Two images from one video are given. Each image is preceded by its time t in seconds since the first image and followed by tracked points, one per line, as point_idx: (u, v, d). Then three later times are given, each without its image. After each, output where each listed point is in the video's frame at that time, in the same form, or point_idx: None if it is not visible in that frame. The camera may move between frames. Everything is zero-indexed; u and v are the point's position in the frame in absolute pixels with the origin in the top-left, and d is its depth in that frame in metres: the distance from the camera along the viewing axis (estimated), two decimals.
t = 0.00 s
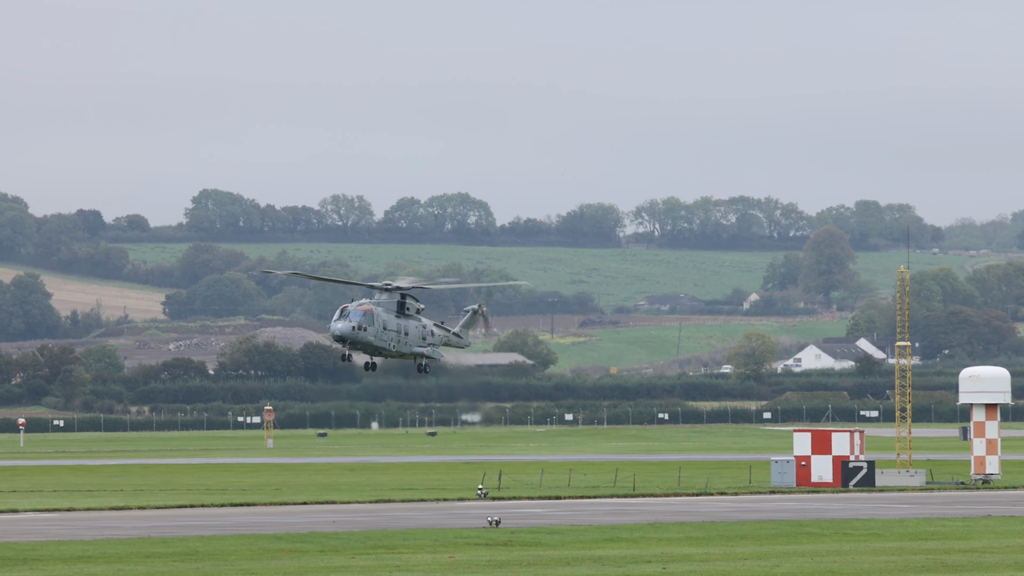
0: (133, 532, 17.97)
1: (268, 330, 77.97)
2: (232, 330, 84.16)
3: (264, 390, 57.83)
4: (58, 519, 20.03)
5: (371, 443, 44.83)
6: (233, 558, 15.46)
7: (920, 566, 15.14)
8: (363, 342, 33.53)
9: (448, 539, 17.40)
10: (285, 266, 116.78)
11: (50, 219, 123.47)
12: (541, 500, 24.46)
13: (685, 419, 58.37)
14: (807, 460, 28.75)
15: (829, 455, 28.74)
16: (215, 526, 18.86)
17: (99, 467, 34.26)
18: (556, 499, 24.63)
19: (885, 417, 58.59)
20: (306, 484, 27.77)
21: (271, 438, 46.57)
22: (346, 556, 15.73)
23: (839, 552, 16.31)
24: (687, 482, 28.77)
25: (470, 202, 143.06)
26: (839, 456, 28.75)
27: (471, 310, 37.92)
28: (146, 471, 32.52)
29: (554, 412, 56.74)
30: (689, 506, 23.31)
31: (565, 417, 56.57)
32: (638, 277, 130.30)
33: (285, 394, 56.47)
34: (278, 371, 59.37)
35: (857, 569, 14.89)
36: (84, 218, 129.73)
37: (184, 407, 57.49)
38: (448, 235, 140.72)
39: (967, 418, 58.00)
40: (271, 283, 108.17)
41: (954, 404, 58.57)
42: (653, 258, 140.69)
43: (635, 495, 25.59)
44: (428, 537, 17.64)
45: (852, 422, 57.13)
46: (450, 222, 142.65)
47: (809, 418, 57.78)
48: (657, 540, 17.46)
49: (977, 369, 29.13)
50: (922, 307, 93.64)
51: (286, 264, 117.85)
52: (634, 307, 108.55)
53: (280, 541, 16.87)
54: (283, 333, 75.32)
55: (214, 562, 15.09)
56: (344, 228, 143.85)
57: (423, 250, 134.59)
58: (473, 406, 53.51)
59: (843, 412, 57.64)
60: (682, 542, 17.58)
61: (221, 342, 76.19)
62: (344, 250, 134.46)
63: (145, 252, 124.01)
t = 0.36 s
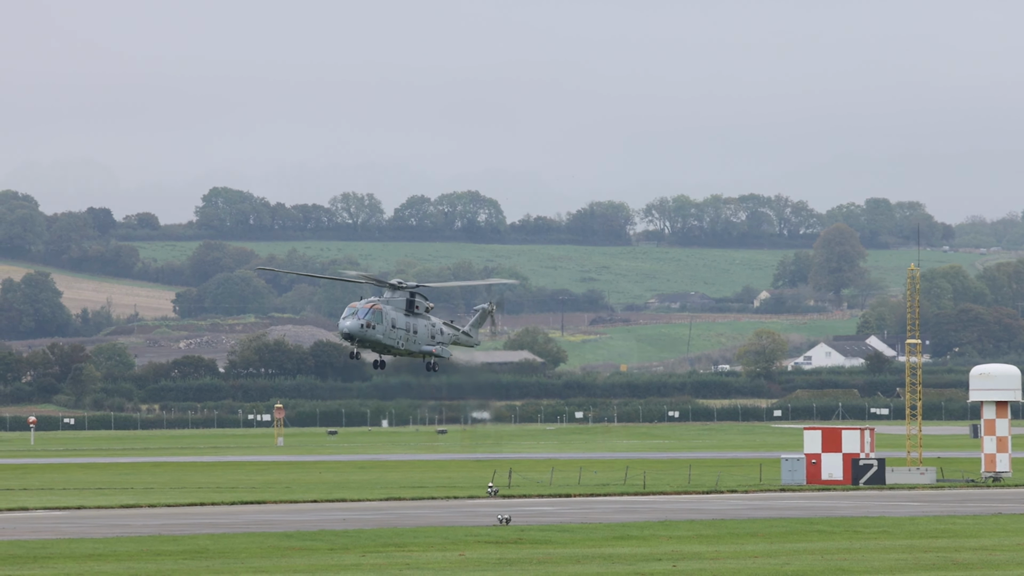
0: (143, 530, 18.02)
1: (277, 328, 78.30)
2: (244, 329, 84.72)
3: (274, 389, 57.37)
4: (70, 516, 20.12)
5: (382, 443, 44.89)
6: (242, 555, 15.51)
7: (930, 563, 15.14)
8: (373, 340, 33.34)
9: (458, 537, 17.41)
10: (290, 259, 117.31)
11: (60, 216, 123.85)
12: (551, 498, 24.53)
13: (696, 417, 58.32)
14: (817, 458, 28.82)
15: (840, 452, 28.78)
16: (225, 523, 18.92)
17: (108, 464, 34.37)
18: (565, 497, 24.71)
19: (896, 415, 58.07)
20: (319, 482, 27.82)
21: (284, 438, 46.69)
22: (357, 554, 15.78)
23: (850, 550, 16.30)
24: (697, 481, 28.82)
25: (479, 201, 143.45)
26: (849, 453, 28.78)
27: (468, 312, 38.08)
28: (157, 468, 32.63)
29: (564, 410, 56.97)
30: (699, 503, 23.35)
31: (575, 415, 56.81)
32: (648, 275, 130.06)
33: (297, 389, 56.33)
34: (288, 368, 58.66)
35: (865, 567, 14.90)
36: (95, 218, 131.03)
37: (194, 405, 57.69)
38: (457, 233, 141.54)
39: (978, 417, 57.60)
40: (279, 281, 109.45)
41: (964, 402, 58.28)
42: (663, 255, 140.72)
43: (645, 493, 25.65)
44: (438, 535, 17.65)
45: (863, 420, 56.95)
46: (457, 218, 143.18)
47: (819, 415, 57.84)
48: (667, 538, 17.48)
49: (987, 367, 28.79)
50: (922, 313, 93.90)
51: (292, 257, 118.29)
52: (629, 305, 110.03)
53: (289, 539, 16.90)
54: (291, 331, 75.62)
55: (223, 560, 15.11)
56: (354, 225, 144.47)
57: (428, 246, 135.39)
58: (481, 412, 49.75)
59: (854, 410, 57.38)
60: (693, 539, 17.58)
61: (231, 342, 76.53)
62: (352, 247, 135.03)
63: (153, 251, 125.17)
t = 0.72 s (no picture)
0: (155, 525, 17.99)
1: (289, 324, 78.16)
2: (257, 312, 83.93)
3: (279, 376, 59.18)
4: (82, 513, 20.13)
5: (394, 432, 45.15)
6: (256, 552, 15.46)
7: (945, 559, 15.05)
8: (385, 334, 42.29)
9: (472, 533, 17.37)
10: (299, 249, 114.33)
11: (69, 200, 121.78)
12: (563, 492, 24.52)
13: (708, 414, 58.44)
14: (831, 455, 28.73)
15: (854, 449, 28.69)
16: (237, 519, 18.88)
17: (120, 462, 34.39)
18: (576, 492, 24.72)
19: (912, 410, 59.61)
20: (330, 472, 27.92)
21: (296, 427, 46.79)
22: (371, 551, 15.72)
23: (864, 547, 16.22)
24: (708, 477, 28.85)
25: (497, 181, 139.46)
26: (863, 450, 28.69)
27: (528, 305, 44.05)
28: (168, 464, 32.68)
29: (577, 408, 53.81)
30: (712, 498, 23.31)
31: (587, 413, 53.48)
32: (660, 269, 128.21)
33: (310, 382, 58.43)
34: (293, 357, 60.01)
35: (879, 563, 14.80)
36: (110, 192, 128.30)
37: (207, 402, 56.79)
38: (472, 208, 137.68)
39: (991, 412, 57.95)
40: (291, 261, 105.47)
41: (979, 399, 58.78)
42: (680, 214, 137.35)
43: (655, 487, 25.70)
44: (453, 531, 17.62)
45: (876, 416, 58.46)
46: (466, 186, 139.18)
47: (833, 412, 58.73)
48: (682, 534, 17.41)
49: (1002, 364, 29.63)
50: (940, 256, 91.88)
51: (300, 247, 115.47)
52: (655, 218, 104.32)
53: (303, 536, 16.84)
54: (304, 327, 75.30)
55: (237, 556, 15.05)
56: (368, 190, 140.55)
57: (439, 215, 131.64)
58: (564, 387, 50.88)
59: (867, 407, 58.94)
60: (707, 534, 17.52)
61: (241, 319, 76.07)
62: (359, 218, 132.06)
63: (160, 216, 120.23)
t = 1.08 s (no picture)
0: (189, 505, 17.71)
1: (330, 320, 78.17)
2: (292, 294, 83.91)
3: (314, 359, 57.21)
4: (118, 482, 19.97)
5: (435, 404, 45.13)
6: (293, 544, 15.10)
7: (1002, 559, 14.54)
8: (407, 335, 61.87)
9: (511, 527, 16.97)
10: (341, 246, 114.44)
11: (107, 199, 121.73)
12: (601, 469, 24.25)
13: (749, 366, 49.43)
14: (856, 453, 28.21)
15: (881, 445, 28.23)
16: (273, 500, 18.61)
17: (161, 422, 34.57)
18: (601, 469, 24.53)
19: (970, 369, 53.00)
20: (367, 450, 27.78)
21: (335, 402, 46.85)
22: (410, 545, 15.32)
23: (915, 545, 15.71)
24: (747, 453, 28.47)
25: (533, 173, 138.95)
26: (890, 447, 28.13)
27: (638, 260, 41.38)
28: (210, 427, 32.82)
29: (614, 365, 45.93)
30: (755, 478, 22.90)
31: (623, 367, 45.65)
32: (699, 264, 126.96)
33: (349, 374, 56.66)
34: (330, 349, 59.03)
35: (936, 565, 14.24)
36: (152, 188, 129.27)
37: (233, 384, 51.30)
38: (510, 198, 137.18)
39: None
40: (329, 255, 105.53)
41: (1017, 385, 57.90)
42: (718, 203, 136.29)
43: (680, 465, 25.49)
44: (492, 524, 17.19)
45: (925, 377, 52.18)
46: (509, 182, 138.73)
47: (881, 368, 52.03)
48: (724, 530, 16.95)
49: None
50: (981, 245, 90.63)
51: (344, 244, 115.82)
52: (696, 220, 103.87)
53: (340, 526, 16.46)
54: (346, 323, 75.42)
55: (275, 549, 14.68)
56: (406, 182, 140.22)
57: (478, 211, 131.57)
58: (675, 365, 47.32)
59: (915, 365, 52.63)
60: (751, 530, 17.04)
61: (282, 313, 76.34)
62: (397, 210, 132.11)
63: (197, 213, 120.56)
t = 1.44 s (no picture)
0: (230, 501, 17.74)
1: (370, 317, 78.29)
2: (333, 290, 84.18)
3: (354, 357, 57.59)
4: (158, 478, 20.07)
5: (473, 401, 45.09)
6: (333, 540, 15.09)
7: None
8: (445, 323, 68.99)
9: (550, 524, 16.88)
10: (380, 243, 114.64)
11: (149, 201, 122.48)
12: (639, 466, 24.07)
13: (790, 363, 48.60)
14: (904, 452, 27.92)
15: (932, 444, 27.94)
16: (313, 496, 18.61)
17: (200, 419, 34.75)
18: (641, 466, 24.39)
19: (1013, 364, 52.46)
20: (407, 447, 27.74)
21: (374, 398, 46.94)
22: (448, 542, 15.26)
23: (958, 541, 15.46)
24: (786, 449, 28.19)
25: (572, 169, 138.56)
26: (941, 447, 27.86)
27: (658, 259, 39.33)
28: (251, 424, 32.95)
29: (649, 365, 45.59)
30: (794, 474, 22.66)
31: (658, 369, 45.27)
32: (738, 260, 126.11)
33: (388, 370, 56.74)
34: (368, 346, 59.74)
35: (979, 562, 13.99)
36: (191, 185, 129.16)
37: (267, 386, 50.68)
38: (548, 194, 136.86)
39: None
40: (368, 252, 105.74)
41: None
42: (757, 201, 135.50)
43: (718, 461, 25.32)
44: (531, 521, 17.10)
45: (965, 373, 51.48)
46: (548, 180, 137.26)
47: (921, 365, 51.21)
48: (764, 527, 16.77)
49: None
50: None
51: (382, 241, 116.01)
52: (736, 216, 103.19)
53: (379, 523, 16.42)
54: (384, 320, 75.55)
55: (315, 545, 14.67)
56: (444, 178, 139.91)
57: (516, 209, 131.43)
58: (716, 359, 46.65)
59: (957, 361, 51.81)
60: (790, 527, 16.85)
61: (321, 310, 76.60)
62: (436, 207, 132.19)
63: (237, 210, 121.07)
